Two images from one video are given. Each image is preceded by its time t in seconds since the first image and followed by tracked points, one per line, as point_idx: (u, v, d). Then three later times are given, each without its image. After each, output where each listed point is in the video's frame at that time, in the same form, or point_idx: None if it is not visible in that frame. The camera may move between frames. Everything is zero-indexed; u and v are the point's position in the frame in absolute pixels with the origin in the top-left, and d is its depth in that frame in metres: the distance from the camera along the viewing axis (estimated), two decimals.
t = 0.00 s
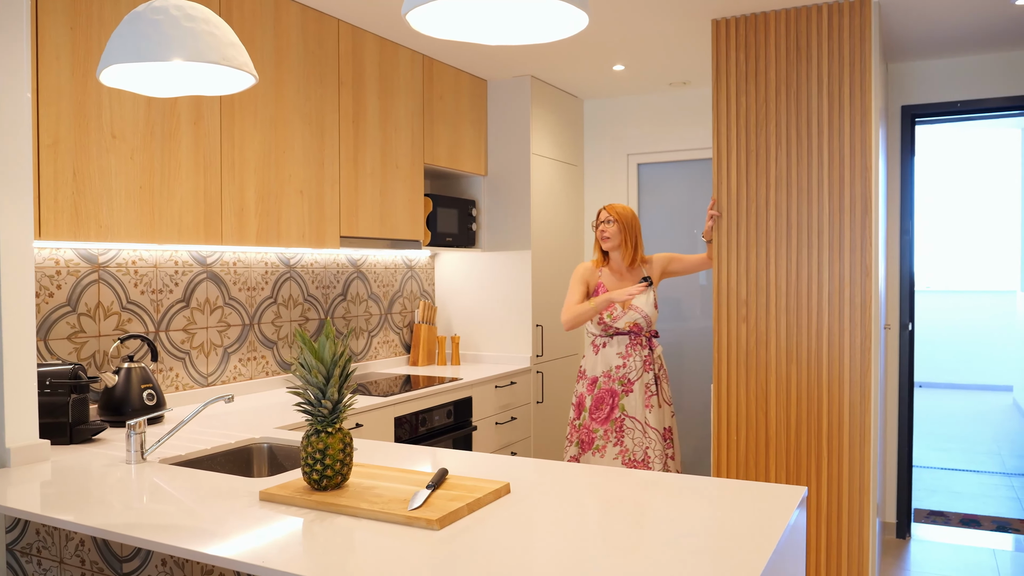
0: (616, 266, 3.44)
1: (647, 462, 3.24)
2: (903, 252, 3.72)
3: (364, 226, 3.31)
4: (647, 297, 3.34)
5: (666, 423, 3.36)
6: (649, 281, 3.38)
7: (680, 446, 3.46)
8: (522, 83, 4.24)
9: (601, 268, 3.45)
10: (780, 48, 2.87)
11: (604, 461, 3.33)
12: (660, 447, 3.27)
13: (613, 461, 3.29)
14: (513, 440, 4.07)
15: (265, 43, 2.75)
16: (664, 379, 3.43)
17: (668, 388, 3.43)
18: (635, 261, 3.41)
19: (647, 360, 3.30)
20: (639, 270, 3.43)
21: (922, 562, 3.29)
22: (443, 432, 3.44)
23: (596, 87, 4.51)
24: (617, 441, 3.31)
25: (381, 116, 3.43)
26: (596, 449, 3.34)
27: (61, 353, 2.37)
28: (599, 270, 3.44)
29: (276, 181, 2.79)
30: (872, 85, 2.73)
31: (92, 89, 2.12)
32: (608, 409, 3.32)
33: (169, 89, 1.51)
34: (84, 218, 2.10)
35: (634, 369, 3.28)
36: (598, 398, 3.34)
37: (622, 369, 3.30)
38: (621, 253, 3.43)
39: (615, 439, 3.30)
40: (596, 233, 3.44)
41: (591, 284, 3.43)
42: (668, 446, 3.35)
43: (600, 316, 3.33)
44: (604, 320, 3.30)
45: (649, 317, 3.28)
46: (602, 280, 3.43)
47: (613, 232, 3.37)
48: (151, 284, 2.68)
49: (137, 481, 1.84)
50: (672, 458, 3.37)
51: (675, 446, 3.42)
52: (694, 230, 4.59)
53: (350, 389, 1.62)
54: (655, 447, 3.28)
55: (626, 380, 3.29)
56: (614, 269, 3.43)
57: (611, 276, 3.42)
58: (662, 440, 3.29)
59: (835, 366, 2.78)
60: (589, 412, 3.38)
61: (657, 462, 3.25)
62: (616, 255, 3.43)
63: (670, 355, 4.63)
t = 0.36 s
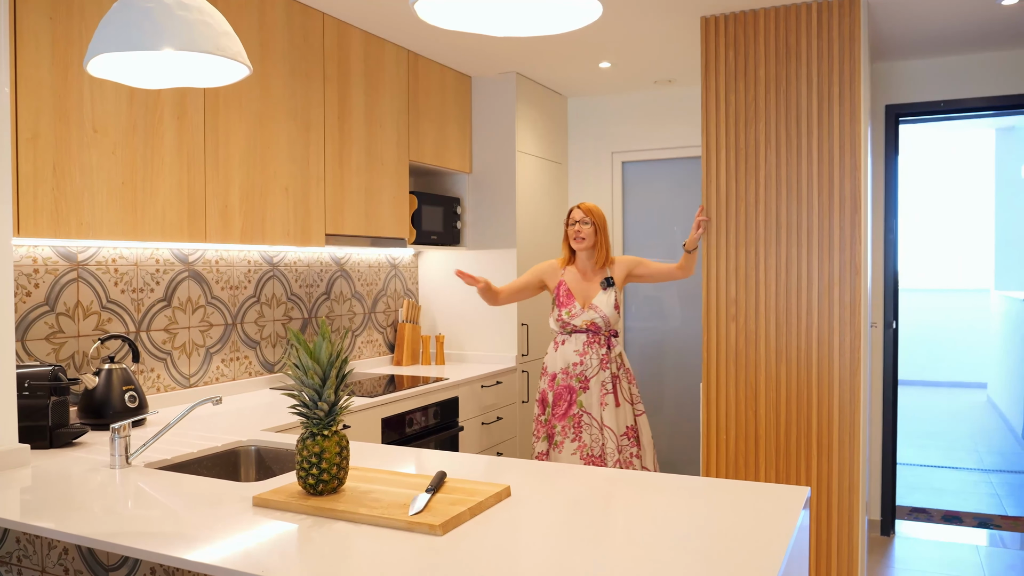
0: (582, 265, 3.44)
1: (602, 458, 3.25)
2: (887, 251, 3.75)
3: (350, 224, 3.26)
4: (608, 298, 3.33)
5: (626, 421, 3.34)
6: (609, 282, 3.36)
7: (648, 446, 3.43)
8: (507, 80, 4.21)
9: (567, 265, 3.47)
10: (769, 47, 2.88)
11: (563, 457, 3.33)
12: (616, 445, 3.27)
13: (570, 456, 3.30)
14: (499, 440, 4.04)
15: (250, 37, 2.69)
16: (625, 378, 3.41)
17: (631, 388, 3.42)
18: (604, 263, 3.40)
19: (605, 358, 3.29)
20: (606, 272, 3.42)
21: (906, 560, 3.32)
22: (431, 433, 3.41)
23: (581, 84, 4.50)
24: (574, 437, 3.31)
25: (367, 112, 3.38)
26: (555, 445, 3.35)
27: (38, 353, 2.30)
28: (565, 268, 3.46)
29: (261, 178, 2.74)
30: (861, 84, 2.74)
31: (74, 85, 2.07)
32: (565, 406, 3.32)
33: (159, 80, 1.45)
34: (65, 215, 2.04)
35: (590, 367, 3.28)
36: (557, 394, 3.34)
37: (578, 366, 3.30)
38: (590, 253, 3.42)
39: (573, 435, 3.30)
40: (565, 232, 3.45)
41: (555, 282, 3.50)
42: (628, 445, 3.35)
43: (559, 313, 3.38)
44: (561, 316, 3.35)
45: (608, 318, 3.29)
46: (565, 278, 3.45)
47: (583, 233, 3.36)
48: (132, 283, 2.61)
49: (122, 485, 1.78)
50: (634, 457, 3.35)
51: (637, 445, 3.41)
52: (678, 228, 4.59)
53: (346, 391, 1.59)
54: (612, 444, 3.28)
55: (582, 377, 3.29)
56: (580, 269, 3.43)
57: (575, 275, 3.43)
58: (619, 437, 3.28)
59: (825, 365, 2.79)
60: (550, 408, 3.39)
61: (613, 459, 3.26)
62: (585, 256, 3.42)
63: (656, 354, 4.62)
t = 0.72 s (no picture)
0: (554, 265, 3.43)
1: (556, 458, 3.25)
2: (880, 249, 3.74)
3: (339, 221, 3.19)
4: (579, 299, 3.33)
5: (588, 423, 3.34)
6: (581, 283, 3.36)
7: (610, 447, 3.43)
8: (497, 76, 4.16)
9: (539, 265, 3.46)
10: (765, 43, 2.85)
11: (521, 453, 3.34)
12: (573, 445, 3.27)
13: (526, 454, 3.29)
14: (489, 442, 3.99)
15: (237, 28, 2.62)
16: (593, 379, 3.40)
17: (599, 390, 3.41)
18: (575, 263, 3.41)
19: (572, 359, 3.28)
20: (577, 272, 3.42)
21: (899, 560, 3.32)
22: (423, 434, 3.35)
23: (571, 80, 4.45)
24: (533, 435, 3.31)
25: (356, 107, 3.31)
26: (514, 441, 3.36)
27: (17, 356, 2.22)
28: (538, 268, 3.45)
29: (249, 173, 2.66)
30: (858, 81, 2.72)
31: (55, 74, 2.00)
32: (529, 403, 3.32)
33: (148, 68, 1.39)
34: (46, 212, 1.97)
35: (557, 367, 3.27)
36: (521, 391, 3.34)
37: (546, 365, 3.29)
38: (562, 254, 3.42)
39: (532, 433, 3.30)
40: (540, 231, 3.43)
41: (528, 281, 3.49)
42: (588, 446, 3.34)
43: (530, 313, 3.36)
44: (532, 315, 3.33)
45: (578, 319, 3.29)
46: (537, 277, 3.43)
47: (558, 233, 3.35)
48: (115, 282, 2.53)
49: (108, 493, 1.71)
50: (594, 458, 3.35)
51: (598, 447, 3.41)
52: (669, 226, 4.57)
53: (346, 394, 1.53)
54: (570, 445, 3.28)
55: (547, 376, 3.28)
56: (551, 268, 3.43)
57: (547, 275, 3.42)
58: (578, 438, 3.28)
59: (822, 363, 2.78)
60: (513, 404, 3.39)
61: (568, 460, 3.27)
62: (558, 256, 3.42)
63: (647, 353, 4.58)
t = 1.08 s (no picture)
0: (538, 265, 3.40)
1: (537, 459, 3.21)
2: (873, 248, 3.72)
3: (328, 220, 3.13)
4: (563, 300, 3.29)
5: (572, 423, 3.30)
6: (565, 282, 3.30)
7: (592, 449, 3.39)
8: (488, 73, 4.11)
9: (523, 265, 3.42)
10: (761, 40, 2.82)
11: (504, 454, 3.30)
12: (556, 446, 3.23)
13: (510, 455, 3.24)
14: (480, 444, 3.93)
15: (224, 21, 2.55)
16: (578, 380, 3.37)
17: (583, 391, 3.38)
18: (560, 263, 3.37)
19: (556, 359, 3.24)
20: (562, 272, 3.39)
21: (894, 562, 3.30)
22: (413, 437, 3.29)
23: (562, 78, 4.41)
24: (517, 436, 3.27)
25: (345, 103, 3.25)
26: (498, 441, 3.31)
27: None
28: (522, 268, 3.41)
29: (236, 169, 2.59)
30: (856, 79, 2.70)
31: (34, 64, 1.92)
32: (513, 403, 3.28)
33: (136, 58, 1.33)
34: (25, 209, 1.89)
35: (541, 367, 3.23)
36: (506, 391, 3.30)
37: (530, 365, 3.25)
38: (546, 254, 3.39)
39: (515, 434, 3.25)
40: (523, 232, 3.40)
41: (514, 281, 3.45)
42: (571, 447, 3.31)
43: (515, 313, 3.32)
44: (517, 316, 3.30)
45: (563, 320, 3.25)
46: (522, 277, 3.40)
47: (541, 234, 3.32)
48: (97, 282, 2.45)
49: (92, 501, 1.64)
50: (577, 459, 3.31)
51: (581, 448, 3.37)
52: (660, 226, 4.54)
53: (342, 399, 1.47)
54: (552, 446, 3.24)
55: (532, 377, 3.24)
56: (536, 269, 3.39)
57: (531, 275, 3.39)
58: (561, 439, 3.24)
59: (820, 363, 2.76)
60: (498, 405, 3.34)
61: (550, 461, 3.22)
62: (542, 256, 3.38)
63: (638, 354, 4.54)
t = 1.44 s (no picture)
0: (527, 269, 3.35)
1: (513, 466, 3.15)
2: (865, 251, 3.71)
3: (317, 222, 3.06)
4: (551, 304, 3.24)
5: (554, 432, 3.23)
6: (554, 287, 3.25)
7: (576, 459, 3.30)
8: (478, 74, 4.06)
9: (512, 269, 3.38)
10: (756, 42, 2.80)
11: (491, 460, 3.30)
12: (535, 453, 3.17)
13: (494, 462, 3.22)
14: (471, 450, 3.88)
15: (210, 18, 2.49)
16: (565, 388, 3.30)
17: (570, 400, 3.30)
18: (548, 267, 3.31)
19: (541, 365, 3.19)
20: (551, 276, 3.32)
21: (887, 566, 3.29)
22: (402, 443, 3.23)
23: (552, 78, 4.38)
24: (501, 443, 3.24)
25: (334, 103, 3.19)
26: (487, 448, 3.31)
27: None
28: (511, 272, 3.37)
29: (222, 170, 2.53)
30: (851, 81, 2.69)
31: (13, 62, 1.85)
32: (499, 410, 3.25)
33: (122, 56, 1.27)
34: (4, 211, 1.83)
35: (525, 374, 3.18)
36: (493, 397, 3.27)
37: (515, 372, 3.21)
38: (535, 257, 3.33)
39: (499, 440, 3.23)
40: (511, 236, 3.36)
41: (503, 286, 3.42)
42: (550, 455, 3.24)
43: (503, 317, 3.29)
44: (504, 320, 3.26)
45: (550, 325, 3.21)
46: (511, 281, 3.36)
47: (526, 237, 3.27)
48: (79, 287, 2.38)
49: (73, 517, 1.57)
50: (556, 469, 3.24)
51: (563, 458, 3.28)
52: (651, 228, 4.51)
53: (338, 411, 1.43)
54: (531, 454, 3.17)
55: (516, 383, 3.20)
56: (525, 273, 3.35)
57: (520, 279, 3.35)
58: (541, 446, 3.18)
59: (815, 367, 2.74)
60: (486, 411, 3.33)
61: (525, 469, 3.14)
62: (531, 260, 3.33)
63: (629, 358, 4.51)
